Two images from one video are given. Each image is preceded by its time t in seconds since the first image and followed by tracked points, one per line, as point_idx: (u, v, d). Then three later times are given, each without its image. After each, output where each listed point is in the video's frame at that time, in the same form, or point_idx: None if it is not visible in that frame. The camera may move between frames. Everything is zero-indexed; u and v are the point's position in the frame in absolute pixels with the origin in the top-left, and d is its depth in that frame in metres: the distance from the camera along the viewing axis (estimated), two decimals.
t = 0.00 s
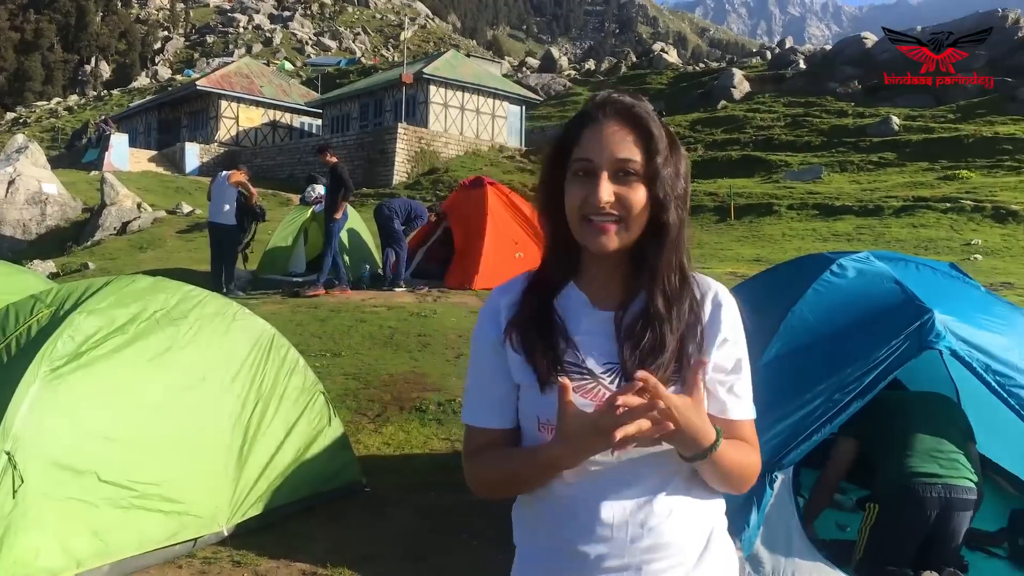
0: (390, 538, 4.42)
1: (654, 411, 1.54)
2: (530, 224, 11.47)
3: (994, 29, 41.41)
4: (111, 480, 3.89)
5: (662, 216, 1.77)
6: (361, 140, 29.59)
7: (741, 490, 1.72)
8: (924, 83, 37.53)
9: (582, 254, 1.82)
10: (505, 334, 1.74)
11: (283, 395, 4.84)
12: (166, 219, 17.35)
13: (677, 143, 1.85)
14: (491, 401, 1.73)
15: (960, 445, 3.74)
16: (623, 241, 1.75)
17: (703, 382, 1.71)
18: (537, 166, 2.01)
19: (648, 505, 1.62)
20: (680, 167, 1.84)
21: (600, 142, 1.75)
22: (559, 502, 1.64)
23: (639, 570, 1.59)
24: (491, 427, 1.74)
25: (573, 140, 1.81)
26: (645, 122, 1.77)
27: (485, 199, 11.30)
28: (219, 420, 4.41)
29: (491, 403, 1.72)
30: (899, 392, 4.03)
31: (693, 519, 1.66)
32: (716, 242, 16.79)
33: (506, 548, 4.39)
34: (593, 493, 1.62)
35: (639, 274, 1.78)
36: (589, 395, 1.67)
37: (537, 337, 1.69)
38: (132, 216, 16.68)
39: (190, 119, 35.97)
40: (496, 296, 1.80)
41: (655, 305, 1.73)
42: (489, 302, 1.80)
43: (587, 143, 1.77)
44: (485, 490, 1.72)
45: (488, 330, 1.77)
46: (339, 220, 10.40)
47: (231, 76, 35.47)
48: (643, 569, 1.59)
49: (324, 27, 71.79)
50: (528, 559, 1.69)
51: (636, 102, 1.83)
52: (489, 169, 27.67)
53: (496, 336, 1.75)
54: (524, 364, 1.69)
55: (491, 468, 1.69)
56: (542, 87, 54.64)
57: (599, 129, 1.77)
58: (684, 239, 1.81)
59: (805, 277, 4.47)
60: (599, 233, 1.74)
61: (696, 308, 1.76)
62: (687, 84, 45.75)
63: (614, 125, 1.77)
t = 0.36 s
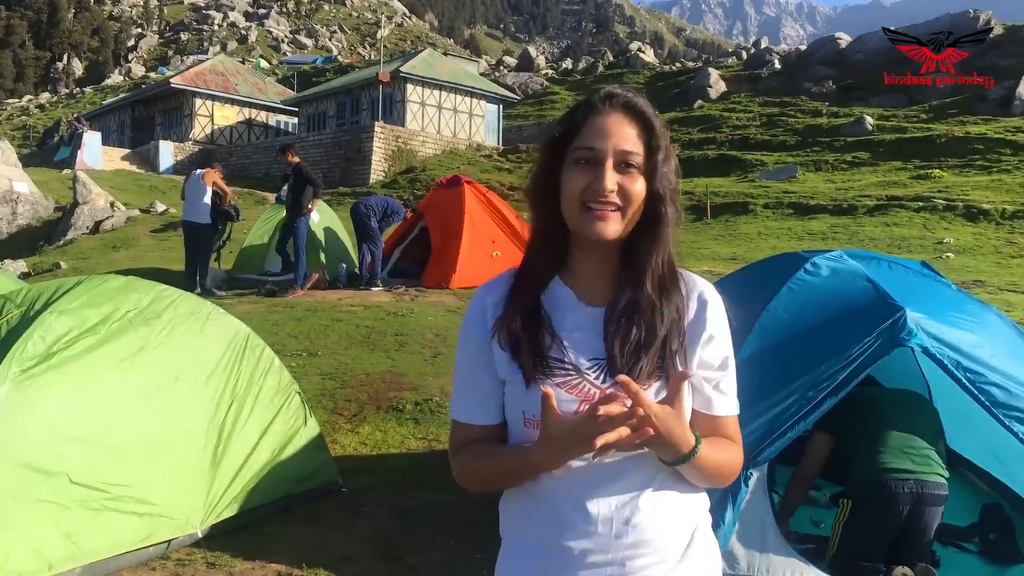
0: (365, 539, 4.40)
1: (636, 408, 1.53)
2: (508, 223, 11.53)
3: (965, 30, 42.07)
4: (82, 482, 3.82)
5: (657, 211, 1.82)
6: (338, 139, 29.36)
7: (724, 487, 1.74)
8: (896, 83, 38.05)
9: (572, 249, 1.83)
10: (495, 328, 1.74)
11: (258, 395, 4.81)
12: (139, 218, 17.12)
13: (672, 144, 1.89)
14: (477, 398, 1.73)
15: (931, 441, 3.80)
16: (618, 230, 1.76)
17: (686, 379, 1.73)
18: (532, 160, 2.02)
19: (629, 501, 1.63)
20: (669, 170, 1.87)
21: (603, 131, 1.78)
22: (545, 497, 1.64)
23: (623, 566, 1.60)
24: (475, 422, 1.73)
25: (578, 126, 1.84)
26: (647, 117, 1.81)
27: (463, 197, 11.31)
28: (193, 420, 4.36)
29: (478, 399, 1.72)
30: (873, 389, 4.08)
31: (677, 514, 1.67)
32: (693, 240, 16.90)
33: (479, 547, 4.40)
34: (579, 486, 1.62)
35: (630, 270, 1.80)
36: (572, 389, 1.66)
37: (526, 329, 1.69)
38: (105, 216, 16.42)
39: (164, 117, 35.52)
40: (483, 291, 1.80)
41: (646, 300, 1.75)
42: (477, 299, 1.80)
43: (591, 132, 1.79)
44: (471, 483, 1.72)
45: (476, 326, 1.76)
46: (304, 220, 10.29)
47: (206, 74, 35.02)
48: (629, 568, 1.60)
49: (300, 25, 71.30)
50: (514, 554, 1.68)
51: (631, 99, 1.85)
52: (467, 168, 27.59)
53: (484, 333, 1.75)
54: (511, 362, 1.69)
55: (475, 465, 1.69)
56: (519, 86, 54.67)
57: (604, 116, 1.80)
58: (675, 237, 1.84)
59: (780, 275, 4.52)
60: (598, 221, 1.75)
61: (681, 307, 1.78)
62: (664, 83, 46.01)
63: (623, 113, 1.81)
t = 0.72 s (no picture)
0: (348, 540, 4.38)
1: (623, 401, 1.53)
2: (491, 222, 11.48)
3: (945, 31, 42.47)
4: (62, 484, 3.78)
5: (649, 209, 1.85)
6: (320, 138, 29.20)
7: (708, 490, 1.75)
8: (877, 84, 38.41)
9: (564, 243, 1.83)
10: (484, 324, 1.73)
11: (239, 397, 4.78)
12: (120, 218, 16.98)
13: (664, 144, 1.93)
14: (464, 396, 1.72)
15: (910, 439, 3.84)
16: (607, 225, 1.77)
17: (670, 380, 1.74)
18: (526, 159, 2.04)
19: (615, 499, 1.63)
20: (658, 171, 1.90)
21: (600, 123, 1.81)
22: (529, 496, 1.64)
23: (607, 565, 1.60)
24: (462, 422, 1.72)
25: (577, 121, 1.86)
26: (640, 115, 1.86)
27: (446, 197, 11.24)
28: (173, 421, 4.32)
29: (466, 398, 1.71)
30: (855, 388, 4.11)
31: (662, 515, 1.67)
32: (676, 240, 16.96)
33: (460, 546, 4.40)
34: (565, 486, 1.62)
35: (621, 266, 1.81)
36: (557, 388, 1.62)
37: (517, 325, 1.69)
38: (85, 215, 16.26)
39: (145, 117, 35.21)
40: (472, 290, 1.80)
41: (635, 297, 1.76)
42: (465, 298, 1.80)
43: (592, 122, 1.82)
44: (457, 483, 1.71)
45: (463, 325, 1.76)
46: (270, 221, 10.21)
47: (187, 72, 34.71)
48: (612, 566, 1.60)
49: (282, 25, 70.96)
50: (500, 555, 1.68)
51: (625, 98, 1.88)
52: (450, 168, 27.55)
53: (471, 332, 1.74)
54: (500, 359, 1.69)
55: (461, 464, 1.68)
56: (503, 86, 54.69)
57: (601, 112, 1.84)
58: (663, 237, 1.86)
59: (761, 274, 4.56)
60: (593, 210, 1.75)
61: (670, 307, 1.78)
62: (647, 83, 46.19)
63: (616, 110, 1.84)
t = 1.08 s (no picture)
0: (346, 537, 4.39)
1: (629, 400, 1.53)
2: (490, 220, 11.45)
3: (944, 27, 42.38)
4: (61, 483, 3.77)
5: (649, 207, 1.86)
6: (318, 136, 29.12)
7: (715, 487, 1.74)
8: (875, 81, 38.41)
9: (571, 243, 1.84)
10: (489, 326, 1.73)
11: (238, 395, 4.77)
12: (118, 216, 16.96)
13: (662, 139, 1.92)
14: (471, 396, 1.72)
15: (908, 435, 3.85)
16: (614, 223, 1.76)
17: (679, 381, 1.71)
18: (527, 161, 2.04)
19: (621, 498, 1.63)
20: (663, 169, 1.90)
21: (594, 121, 1.81)
22: (535, 492, 1.64)
23: (612, 560, 1.60)
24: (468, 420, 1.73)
25: (577, 119, 1.86)
26: (634, 112, 1.86)
27: (445, 194, 11.21)
28: (172, 420, 4.32)
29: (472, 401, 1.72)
30: (855, 385, 4.13)
31: (667, 513, 1.67)
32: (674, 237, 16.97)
33: (460, 544, 4.40)
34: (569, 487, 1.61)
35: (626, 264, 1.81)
36: (565, 391, 1.62)
37: (523, 325, 1.69)
38: (83, 214, 16.24)
39: (142, 115, 35.17)
40: (479, 291, 1.81)
41: (639, 296, 1.76)
42: (472, 299, 1.80)
43: (584, 121, 1.83)
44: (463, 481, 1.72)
45: (470, 325, 1.76)
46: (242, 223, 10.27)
47: (184, 70, 34.60)
48: (617, 563, 1.60)
49: (279, 22, 70.88)
50: (504, 553, 1.68)
51: (616, 96, 1.89)
52: (448, 166, 27.51)
53: (479, 332, 1.74)
54: (507, 357, 1.68)
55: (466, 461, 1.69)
56: (501, 83, 54.68)
57: (600, 111, 1.83)
58: (670, 234, 1.86)
59: (760, 271, 4.57)
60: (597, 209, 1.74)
61: (677, 307, 1.79)
62: (645, 80, 46.18)
63: (615, 109, 1.84)
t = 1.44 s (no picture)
0: (347, 535, 4.40)
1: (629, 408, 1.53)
2: (491, 218, 11.45)
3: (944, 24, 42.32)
4: (63, 482, 3.78)
5: (656, 208, 1.80)
6: (319, 135, 29.09)
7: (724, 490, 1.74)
8: (876, 78, 38.39)
9: (574, 251, 1.82)
10: (496, 325, 1.72)
11: (239, 394, 4.78)
12: (119, 215, 16.97)
13: (670, 138, 1.86)
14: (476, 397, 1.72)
15: (910, 435, 3.85)
16: (618, 232, 1.75)
17: (683, 381, 1.72)
18: (529, 157, 2.00)
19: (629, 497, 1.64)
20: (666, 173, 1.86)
21: (596, 136, 1.75)
22: (541, 494, 1.64)
23: (617, 559, 1.60)
24: (472, 419, 1.73)
25: (574, 124, 1.81)
26: (641, 119, 1.78)
27: (446, 192, 11.20)
28: (173, 420, 4.32)
29: (479, 396, 1.70)
30: (858, 383, 4.12)
31: (672, 514, 1.68)
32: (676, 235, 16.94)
33: (462, 541, 4.42)
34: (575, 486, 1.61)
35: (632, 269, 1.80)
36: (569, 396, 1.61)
37: (527, 324, 1.69)
38: (84, 213, 16.25)
39: (143, 114, 35.19)
40: (483, 294, 1.80)
41: (645, 303, 1.75)
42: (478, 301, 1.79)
43: (587, 132, 1.77)
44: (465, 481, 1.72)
45: (475, 327, 1.75)
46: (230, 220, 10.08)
47: (185, 69, 34.59)
48: (621, 562, 1.60)
49: (279, 21, 70.97)
50: (510, 548, 1.69)
51: (619, 95, 1.81)
52: (449, 164, 27.49)
53: (486, 332, 1.74)
54: (513, 362, 1.68)
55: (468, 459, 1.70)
56: (501, 81, 54.71)
57: (595, 119, 1.78)
58: (672, 233, 1.84)
59: (761, 268, 4.56)
60: (599, 222, 1.73)
61: (683, 312, 1.77)
62: (646, 78, 46.16)
63: (614, 118, 1.77)
